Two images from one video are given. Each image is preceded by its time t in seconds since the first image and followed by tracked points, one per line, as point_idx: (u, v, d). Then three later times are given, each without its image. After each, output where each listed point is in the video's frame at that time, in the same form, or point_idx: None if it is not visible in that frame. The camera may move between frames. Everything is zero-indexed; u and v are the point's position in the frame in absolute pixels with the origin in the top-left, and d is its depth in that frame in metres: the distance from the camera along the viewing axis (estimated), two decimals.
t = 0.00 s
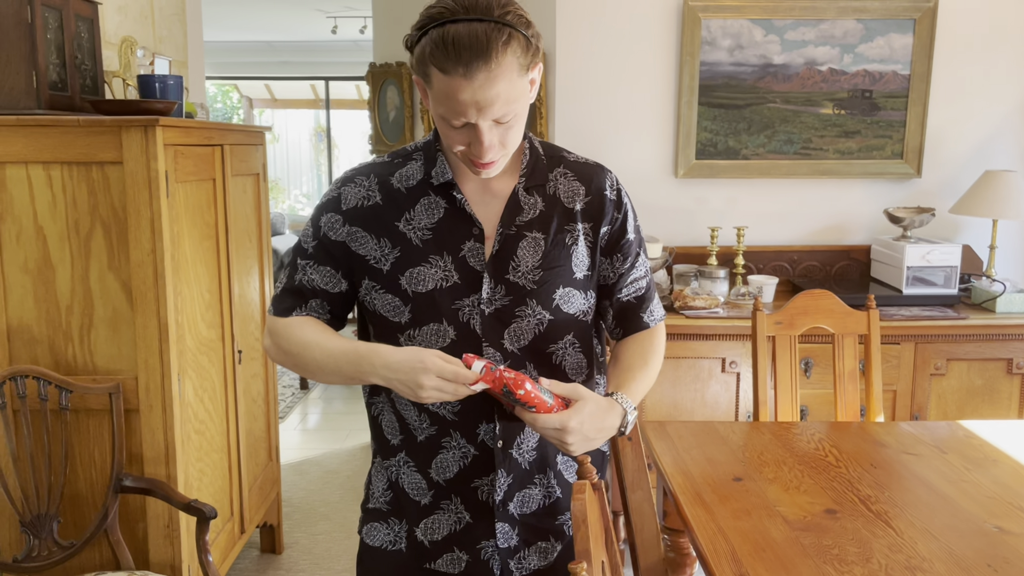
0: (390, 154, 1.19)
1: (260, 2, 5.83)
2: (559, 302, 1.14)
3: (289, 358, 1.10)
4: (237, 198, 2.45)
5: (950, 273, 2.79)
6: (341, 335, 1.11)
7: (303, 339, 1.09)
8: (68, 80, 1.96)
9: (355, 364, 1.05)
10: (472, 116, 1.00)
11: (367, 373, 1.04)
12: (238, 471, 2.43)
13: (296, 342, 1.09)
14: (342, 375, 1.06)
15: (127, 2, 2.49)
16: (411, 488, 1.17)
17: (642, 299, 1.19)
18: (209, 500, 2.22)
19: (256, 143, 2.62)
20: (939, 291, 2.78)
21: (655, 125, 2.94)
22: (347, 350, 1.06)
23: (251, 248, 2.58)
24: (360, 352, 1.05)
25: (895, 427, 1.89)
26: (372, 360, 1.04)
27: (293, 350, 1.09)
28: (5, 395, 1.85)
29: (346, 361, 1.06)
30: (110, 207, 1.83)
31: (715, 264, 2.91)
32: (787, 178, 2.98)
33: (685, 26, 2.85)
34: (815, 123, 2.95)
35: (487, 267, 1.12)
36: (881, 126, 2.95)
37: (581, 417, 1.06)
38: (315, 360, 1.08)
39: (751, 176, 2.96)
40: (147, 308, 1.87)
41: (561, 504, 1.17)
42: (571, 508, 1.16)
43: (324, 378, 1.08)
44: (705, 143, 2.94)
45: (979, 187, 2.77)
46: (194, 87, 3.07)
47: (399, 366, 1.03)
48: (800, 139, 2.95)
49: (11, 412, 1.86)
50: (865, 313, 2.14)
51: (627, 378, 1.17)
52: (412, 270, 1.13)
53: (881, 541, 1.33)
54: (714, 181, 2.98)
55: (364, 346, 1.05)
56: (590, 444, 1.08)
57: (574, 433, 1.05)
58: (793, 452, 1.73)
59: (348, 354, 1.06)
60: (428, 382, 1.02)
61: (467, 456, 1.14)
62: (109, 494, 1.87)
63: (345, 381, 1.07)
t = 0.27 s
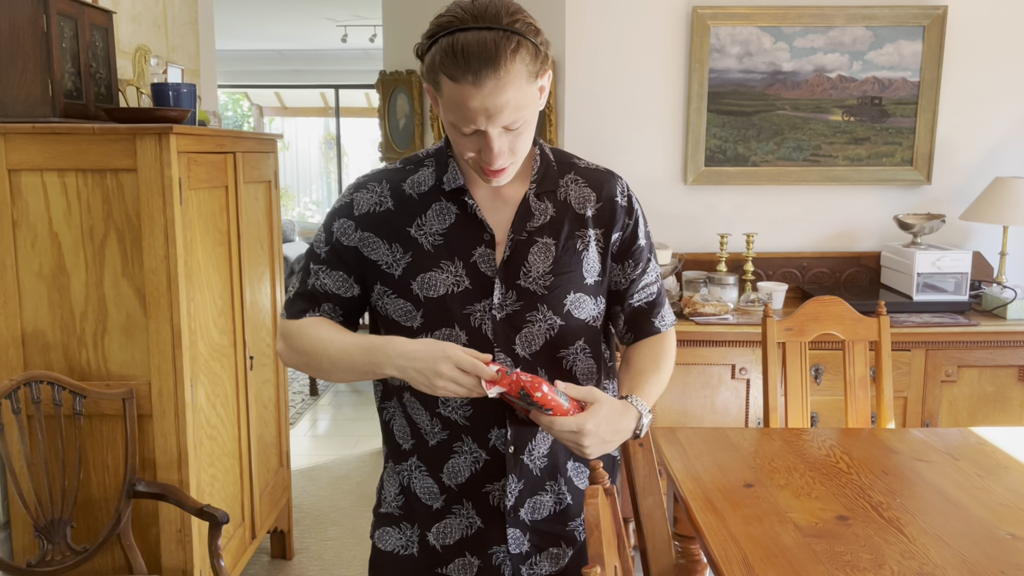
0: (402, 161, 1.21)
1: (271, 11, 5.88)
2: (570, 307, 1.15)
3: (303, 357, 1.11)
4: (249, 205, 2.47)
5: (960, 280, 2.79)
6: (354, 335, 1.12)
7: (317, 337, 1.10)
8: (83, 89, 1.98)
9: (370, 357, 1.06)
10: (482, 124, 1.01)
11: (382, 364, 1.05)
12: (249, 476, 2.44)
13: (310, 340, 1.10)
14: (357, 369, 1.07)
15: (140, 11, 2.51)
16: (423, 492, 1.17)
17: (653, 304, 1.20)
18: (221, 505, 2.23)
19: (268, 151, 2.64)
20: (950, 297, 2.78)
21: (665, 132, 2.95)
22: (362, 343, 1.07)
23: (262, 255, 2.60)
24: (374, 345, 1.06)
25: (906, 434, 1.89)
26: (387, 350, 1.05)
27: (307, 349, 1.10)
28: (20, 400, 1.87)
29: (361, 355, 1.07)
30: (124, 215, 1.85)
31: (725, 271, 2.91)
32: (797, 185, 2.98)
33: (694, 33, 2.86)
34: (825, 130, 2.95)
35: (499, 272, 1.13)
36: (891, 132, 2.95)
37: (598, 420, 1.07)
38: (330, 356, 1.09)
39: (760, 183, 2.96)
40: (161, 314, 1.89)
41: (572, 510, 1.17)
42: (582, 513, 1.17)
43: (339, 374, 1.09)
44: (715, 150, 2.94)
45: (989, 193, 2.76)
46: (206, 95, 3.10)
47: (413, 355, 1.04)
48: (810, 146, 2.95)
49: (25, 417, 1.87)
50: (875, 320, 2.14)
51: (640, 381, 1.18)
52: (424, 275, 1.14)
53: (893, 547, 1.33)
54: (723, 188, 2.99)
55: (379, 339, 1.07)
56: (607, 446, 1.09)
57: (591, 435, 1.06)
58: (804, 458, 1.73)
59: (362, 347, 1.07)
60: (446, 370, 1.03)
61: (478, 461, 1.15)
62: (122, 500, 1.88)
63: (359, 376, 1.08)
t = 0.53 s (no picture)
0: (411, 164, 1.21)
1: (279, 16, 5.91)
2: (580, 308, 1.15)
3: (312, 356, 1.10)
4: (258, 209, 2.48)
5: (971, 283, 2.77)
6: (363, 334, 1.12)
7: (326, 335, 1.10)
8: (93, 93, 1.99)
9: (380, 353, 1.06)
10: (488, 124, 1.01)
11: (392, 361, 1.05)
12: (258, 479, 2.44)
13: (319, 338, 1.10)
14: (366, 366, 1.06)
15: (150, 16, 2.53)
16: (431, 494, 1.17)
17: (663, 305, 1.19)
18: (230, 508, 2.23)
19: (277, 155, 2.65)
20: (961, 300, 2.76)
21: (673, 135, 2.95)
22: (372, 341, 1.07)
23: (271, 259, 2.61)
24: (385, 341, 1.06)
25: (917, 437, 1.88)
26: (398, 347, 1.05)
27: (316, 347, 1.10)
28: (30, 403, 1.87)
29: (371, 351, 1.06)
30: (134, 218, 1.86)
31: (733, 274, 2.90)
32: (806, 187, 2.97)
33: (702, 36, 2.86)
34: (834, 133, 2.94)
35: (508, 274, 1.13)
36: (900, 135, 2.94)
37: (608, 422, 1.07)
38: (339, 354, 1.08)
39: (769, 186, 2.95)
40: (170, 317, 1.89)
41: (581, 511, 1.17)
42: (592, 515, 1.17)
43: (348, 373, 1.08)
44: (723, 153, 2.94)
45: (1000, 196, 2.75)
46: (215, 100, 3.11)
47: (424, 352, 1.04)
48: (819, 148, 2.94)
49: (36, 420, 1.88)
50: (885, 322, 2.13)
51: (650, 381, 1.17)
52: (433, 276, 1.14)
53: (904, 551, 1.32)
54: (732, 191, 2.98)
55: (389, 336, 1.07)
56: (618, 448, 1.08)
57: (601, 437, 1.06)
58: (814, 462, 1.72)
59: (372, 345, 1.07)
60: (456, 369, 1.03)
61: (487, 462, 1.15)
62: (132, 502, 1.86)
63: (367, 375, 1.07)
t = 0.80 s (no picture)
0: (418, 163, 1.21)
1: (287, 17, 5.92)
2: (588, 307, 1.15)
3: (330, 359, 1.11)
4: (267, 210, 2.49)
5: (981, 282, 2.76)
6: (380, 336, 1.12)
7: (344, 337, 1.11)
8: (102, 95, 2.00)
9: (398, 352, 1.06)
10: (494, 122, 1.01)
11: (409, 360, 1.06)
12: (267, 480, 2.45)
13: (337, 341, 1.11)
14: (384, 367, 1.07)
15: (158, 18, 2.54)
16: (440, 493, 1.17)
17: (672, 304, 1.19)
18: (239, 508, 2.24)
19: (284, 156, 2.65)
20: (970, 299, 2.75)
21: (681, 134, 2.94)
22: (389, 340, 1.08)
23: (279, 260, 2.61)
24: (402, 340, 1.07)
25: (928, 437, 1.87)
26: (415, 345, 1.06)
27: (335, 350, 1.10)
28: (40, 404, 1.88)
29: (389, 351, 1.07)
30: (144, 219, 1.87)
31: (742, 273, 2.90)
32: (814, 186, 2.96)
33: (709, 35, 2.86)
34: (842, 132, 2.93)
35: (516, 273, 1.13)
36: (909, 134, 2.93)
37: (618, 416, 1.07)
38: (358, 354, 1.09)
39: (777, 185, 2.94)
40: (180, 318, 1.90)
41: (590, 510, 1.17)
42: (600, 514, 1.16)
43: (368, 373, 1.09)
44: (731, 152, 2.93)
45: (1010, 194, 2.73)
46: (224, 101, 3.12)
47: (439, 349, 1.05)
48: (827, 147, 2.93)
49: (46, 421, 1.89)
50: (895, 322, 2.12)
51: (659, 377, 1.17)
52: (441, 275, 1.14)
53: (915, 551, 1.32)
54: (740, 191, 2.97)
55: (406, 335, 1.07)
56: (628, 443, 1.08)
57: (612, 431, 1.06)
58: (824, 462, 1.72)
59: (390, 345, 1.07)
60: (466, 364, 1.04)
61: (495, 461, 1.15)
62: (142, 502, 1.87)
63: (386, 374, 1.08)
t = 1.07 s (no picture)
0: (428, 162, 1.21)
1: (295, 17, 5.94)
2: (598, 305, 1.14)
3: (343, 360, 1.12)
4: (276, 209, 2.49)
5: (993, 279, 2.74)
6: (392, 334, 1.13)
7: (355, 339, 1.11)
8: (113, 95, 2.01)
9: (408, 355, 1.07)
10: (494, 121, 1.01)
11: (419, 361, 1.06)
12: (278, 478, 2.46)
13: (349, 343, 1.11)
14: (397, 368, 1.08)
15: (168, 18, 2.55)
16: (450, 491, 1.17)
17: (683, 301, 1.19)
18: (250, 506, 2.25)
19: (294, 155, 2.66)
20: (982, 296, 2.74)
21: (690, 132, 2.93)
22: (399, 342, 1.08)
23: (289, 259, 2.62)
24: (411, 342, 1.07)
25: (940, 434, 1.86)
26: (422, 346, 1.06)
27: (347, 350, 1.11)
28: (53, 403, 1.89)
29: (399, 354, 1.07)
30: (154, 219, 1.87)
31: (751, 271, 2.89)
32: (824, 183, 2.95)
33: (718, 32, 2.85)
34: (852, 128, 2.92)
35: (527, 270, 1.13)
36: (920, 130, 2.91)
37: (632, 405, 1.07)
38: (370, 356, 1.09)
39: (787, 182, 2.93)
40: (190, 318, 1.91)
41: (601, 507, 1.17)
42: (611, 511, 1.16)
43: (380, 374, 1.10)
44: (741, 149, 2.92)
45: (1022, 190, 2.72)
46: (233, 101, 3.13)
47: (445, 351, 1.04)
48: (837, 144, 2.92)
49: (58, 420, 1.89)
50: (906, 319, 2.11)
51: (671, 372, 1.17)
52: (451, 274, 1.14)
53: (928, 549, 1.31)
54: (749, 188, 2.96)
55: (413, 336, 1.07)
56: (640, 433, 1.08)
57: (626, 420, 1.06)
58: (835, 459, 1.71)
59: (399, 346, 1.08)
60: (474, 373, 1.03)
61: (505, 459, 1.15)
62: (154, 500, 1.87)
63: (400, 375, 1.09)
